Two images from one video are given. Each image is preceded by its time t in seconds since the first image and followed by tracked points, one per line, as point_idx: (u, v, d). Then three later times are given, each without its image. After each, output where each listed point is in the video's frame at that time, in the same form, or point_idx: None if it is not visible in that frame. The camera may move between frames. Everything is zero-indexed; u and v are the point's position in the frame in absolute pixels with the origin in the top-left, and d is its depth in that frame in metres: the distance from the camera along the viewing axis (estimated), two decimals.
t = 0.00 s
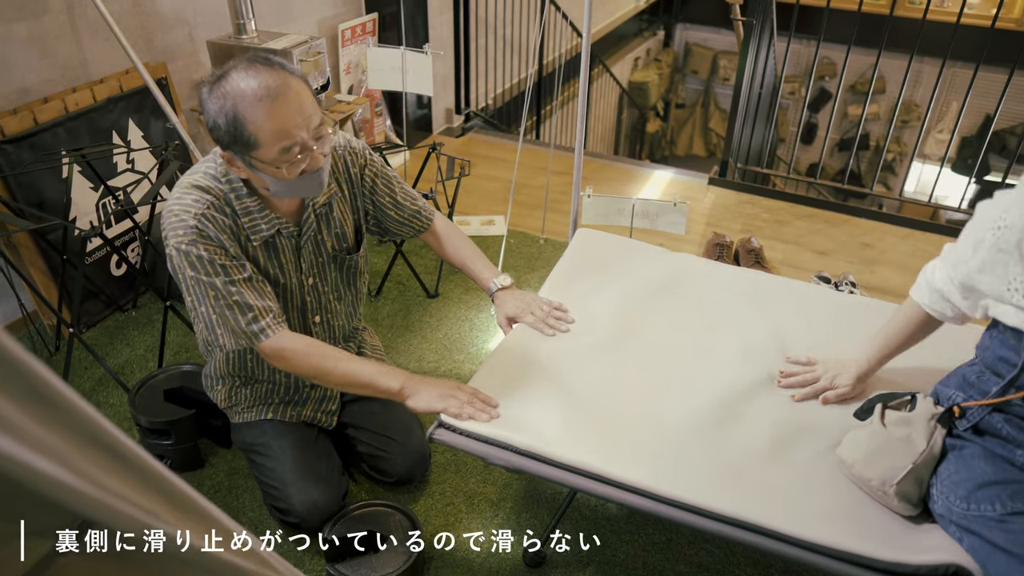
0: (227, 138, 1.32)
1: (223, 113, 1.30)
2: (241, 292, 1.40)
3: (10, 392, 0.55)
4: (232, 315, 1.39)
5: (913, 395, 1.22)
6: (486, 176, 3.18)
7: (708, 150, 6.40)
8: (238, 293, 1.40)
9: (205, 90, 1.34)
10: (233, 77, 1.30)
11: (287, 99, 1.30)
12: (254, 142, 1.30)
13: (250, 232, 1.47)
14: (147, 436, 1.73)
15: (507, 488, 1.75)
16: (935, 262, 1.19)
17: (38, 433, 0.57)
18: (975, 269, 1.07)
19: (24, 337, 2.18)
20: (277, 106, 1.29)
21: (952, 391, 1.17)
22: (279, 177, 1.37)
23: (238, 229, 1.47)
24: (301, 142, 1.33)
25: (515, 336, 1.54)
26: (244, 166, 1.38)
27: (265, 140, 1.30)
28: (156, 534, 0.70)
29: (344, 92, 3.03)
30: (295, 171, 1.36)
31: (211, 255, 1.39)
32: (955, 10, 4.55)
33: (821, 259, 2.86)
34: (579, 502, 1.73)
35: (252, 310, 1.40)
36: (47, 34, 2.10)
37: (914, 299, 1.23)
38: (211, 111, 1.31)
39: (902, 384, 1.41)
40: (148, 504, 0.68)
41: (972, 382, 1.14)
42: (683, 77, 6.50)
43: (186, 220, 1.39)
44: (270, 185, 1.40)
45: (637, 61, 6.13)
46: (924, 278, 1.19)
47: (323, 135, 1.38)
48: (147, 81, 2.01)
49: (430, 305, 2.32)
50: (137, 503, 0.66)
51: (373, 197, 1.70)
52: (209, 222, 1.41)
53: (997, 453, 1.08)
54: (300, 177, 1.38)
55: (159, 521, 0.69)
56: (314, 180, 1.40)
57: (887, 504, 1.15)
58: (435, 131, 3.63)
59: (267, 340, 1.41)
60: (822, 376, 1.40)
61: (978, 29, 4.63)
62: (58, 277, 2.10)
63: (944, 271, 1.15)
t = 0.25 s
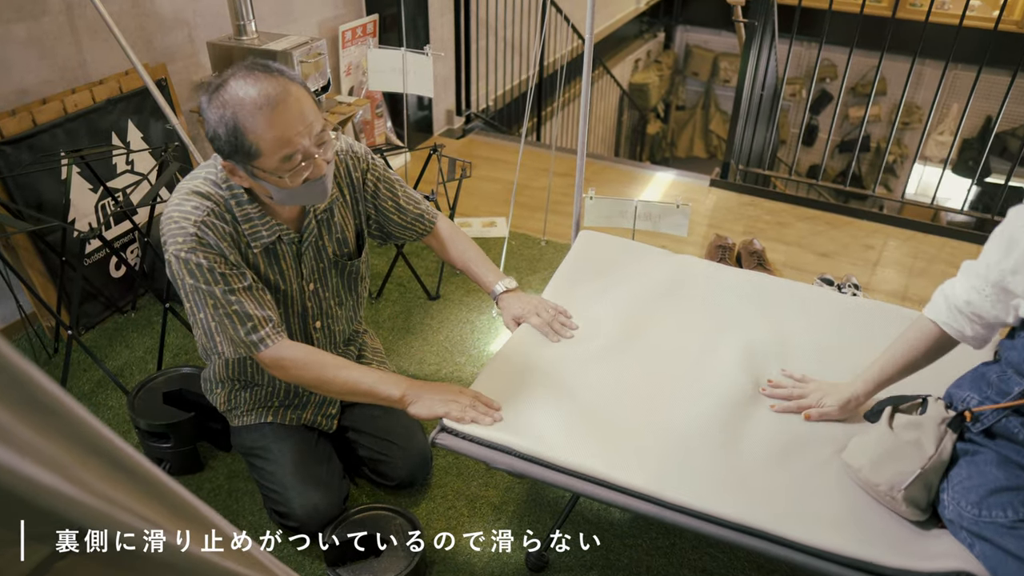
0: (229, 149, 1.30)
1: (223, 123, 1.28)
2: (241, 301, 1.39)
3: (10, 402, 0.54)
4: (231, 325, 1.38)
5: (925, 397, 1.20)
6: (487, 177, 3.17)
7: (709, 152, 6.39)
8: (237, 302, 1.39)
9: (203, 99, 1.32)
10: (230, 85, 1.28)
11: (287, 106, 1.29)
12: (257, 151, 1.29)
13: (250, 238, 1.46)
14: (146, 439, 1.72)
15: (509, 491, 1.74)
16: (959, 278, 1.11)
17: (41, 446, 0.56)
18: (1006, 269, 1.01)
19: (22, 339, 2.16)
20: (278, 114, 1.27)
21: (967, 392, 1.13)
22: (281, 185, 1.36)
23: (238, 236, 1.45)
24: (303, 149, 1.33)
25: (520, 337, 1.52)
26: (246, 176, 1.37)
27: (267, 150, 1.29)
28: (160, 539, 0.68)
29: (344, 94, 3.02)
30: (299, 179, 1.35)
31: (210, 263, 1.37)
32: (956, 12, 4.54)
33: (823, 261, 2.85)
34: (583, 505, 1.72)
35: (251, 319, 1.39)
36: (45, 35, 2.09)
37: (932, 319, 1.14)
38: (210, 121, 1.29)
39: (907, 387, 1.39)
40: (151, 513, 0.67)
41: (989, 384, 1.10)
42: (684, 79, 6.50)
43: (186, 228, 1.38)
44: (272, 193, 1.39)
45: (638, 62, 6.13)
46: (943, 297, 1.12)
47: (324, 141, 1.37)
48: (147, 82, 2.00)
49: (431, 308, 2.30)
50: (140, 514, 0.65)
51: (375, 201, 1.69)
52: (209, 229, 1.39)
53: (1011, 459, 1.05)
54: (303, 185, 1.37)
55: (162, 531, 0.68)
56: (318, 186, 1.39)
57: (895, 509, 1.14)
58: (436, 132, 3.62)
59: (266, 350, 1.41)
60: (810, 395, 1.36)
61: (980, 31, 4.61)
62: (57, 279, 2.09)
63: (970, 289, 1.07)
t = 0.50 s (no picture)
0: (214, 139, 1.30)
1: (207, 113, 1.28)
2: (229, 300, 1.39)
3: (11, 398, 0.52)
4: (221, 322, 1.39)
5: (948, 403, 1.18)
6: (496, 176, 3.15)
7: (717, 152, 6.37)
8: (225, 302, 1.39)
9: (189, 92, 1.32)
10: (215, 74, 1.28)
11: (272, 93, 1.28)
12: (242, 139, 1.28)
13: (243, 232, 1.46)
14: (154, 438, 1.71)
15: (519, 492, 1.73)
16: (984, 296, 1.08)
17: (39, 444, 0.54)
18: None
19: (30, 337, 2.15)
20: (263, 100, 1.27)
21: (994, 400, 1.11)
22: (270, 176, 1.34)
23: (230, 230, 1.45)
24: (290, 137, 1.31)
25: (533, 298, 1.54)
26: (234, 167, 1.36)
27: (251, 139, 1.27)
28: (160, 540, 0.66)
29: (352, 92, 3.00)
30: (287, 168, 1.33)
31: (199, 261, 1.39)
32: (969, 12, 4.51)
33: (834, 262, 2.83)
34: (593, 509, 1.70)
35: (236, 320, 1.39)
36: (55, 31, 2.08)
37: (961, 340, 1.10)
38: (195, 113, 1.29)
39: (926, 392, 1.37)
40: (155, 515, 0.65)
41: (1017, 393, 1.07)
42: (692, 78, 6.47)
43: (176, 224, 1.39)
44: (263, 184, 1.37)
45: (646, 61, 6.10)
46: (971, 317, 1.09)
47: (313, 130, 1.35)
48: (156, 79, 1.99)
49: (440, 307, 2.29)
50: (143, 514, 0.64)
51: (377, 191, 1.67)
52: (198, 225, 1.40)
53: None
54: (293, 174, 1.35)
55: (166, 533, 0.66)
56: (308, 174, 1.36)
57: (912, 516, 1.13)
58: (444, 130, 3.60)
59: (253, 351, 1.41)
60: (822, 405, 1.33)
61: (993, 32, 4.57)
62: (65, 276, 2.08)
63: (1003, 307, 1.03)
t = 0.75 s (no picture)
0: (211, 138, 1.29)
1: (204, 112, 1.27)
2: (213, 307, 1.40)
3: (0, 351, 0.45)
4: (205, 323, 1.39)
5: (972, 412, 1.15)
6: (512, 176, 3.14)
7: (732, 154, 6.33)
8: (212, 306, 1.40)
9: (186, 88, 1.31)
10: (214, 72, 1.27)
11: (271, 93, 1.26)
12: (240, 140, 1.27)
13: (242, 228, 1.45)
14: (167, 435, 1.71)
15: (533, 494, 1.72)
16: (1009, 307, 1.06)
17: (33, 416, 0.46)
18: None
19: (46, 331, 2.16)
20: (262, 100, 1.25)
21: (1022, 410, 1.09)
22: (268, 174, 1.34)
23: (228, 225, 1.45)
24: (289, 138, 1.30)
25: (557, 273, 1.51)
26: (231, 165, 1.36)
27: (249, 140, 1.27)
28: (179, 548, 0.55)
29: (368, 90, 2.99)
30: (283, 167, 1.33)
31: (194, 259, 1.39)
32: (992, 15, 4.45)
33: (852, 266, 2.80)
34: (608, 512, 1.69)
35: (218, 325, 1.40)
36: (74, 27, 2.08)
37: (984, 350, 1.08)
38: (193, 111, 1.28)
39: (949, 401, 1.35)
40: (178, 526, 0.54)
41: None
42: (708, 80, 6.44)
43: (174, 219, 1.39)
44: (260, 180, 1.38)
45: (662, 62, 6.07)
46: (994, 326, 1.07)
47: (310, 128, 1.35)
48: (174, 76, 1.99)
49: (454, 307, 2.28)
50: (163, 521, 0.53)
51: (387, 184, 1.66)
52: (196, 221, 1.40)
53: None
54: (290, 172, 1.35)
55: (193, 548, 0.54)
56: (305, 173, 1.37)
57: (933, 527, 1.11)
58: (460, 130, 3.60)
59: (234, 354, 1.43)
60: (841, 410, 1.31)
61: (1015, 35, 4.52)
62: (81, 271, 2.09)
63: None
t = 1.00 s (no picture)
0: (224, 142, 1.29)
1: (217, 118, 1.27)
2: (229, 305, 1.39)
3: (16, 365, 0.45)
4: (221, 319, 1.39)
5: (995, 420, 1.13)
6: (526, 175, 3.13)
7: (746, 154, 6.30)
8: (229, 303, 1.39)
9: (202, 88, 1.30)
10: (228, 77, 1.25)
11: (286, 102, 1.25)
12: (254, 147, 1.27)
13: (257, 226, 1.45)
14: (180, 430, 1.71)
15: (545, 494, 1.71)
16: None
17: (46, 422, 0.47)
18: None
19: (61, 325, 2.17)
20: (276, 110, 1.24)
21: None
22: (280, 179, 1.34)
23: (241, 224, 1.45)
24: (301, 147, 1.30)
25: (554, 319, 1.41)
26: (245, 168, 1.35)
27: (261, 148, 1.26)
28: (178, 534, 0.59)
29: (383, 87, 2.98)
30: (295, 174, 1.33)
31: (208, 257, 1.39)
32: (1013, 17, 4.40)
33: (868, 269, 2.77)
34: (620, 514, 1.68)
35: (235, 322, 1.40)
36: (91, 22, 2.09)
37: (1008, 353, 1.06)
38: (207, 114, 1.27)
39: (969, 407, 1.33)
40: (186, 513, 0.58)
41: None
42: (722, 80, 6.41)
43: (189, 218, 1.39)
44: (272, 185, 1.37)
45: (677, 62, 6.04)
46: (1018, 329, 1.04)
47: (323, 136, 1.34)
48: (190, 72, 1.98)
49: (468, 305, 2.28)
50: (171, 511, 0.56)
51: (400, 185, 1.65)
52: (211, 220, 1.40)
53: None
54: (302, 179, 1.34)
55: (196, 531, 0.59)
56: (317, 180, 1.36)
57: (952, 534, 1.08)
58: (473, 128, 3.59)
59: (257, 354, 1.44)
60: (858, 417, 1.30)
61: None
62: (96, 265, 2.09)
63: None
